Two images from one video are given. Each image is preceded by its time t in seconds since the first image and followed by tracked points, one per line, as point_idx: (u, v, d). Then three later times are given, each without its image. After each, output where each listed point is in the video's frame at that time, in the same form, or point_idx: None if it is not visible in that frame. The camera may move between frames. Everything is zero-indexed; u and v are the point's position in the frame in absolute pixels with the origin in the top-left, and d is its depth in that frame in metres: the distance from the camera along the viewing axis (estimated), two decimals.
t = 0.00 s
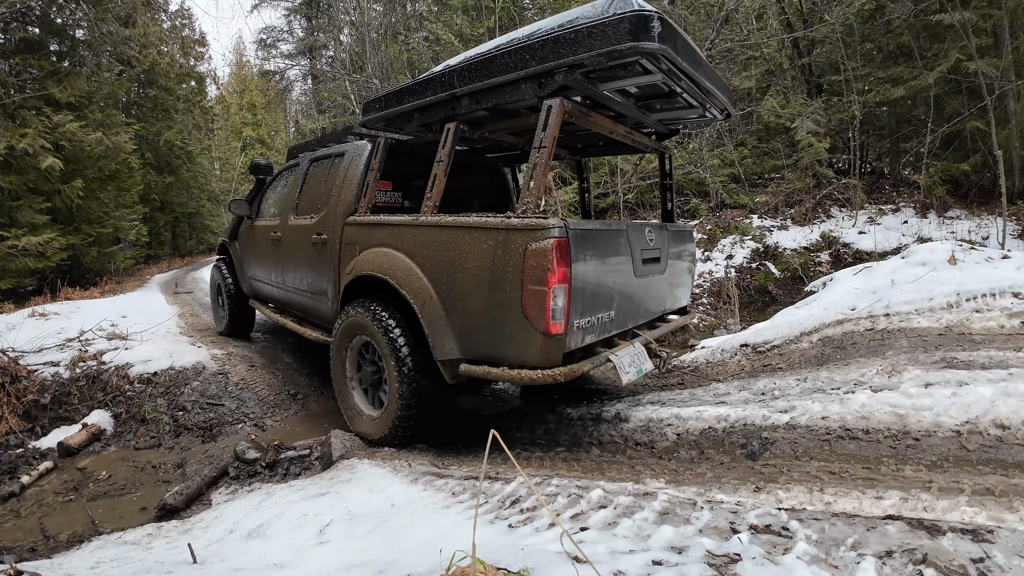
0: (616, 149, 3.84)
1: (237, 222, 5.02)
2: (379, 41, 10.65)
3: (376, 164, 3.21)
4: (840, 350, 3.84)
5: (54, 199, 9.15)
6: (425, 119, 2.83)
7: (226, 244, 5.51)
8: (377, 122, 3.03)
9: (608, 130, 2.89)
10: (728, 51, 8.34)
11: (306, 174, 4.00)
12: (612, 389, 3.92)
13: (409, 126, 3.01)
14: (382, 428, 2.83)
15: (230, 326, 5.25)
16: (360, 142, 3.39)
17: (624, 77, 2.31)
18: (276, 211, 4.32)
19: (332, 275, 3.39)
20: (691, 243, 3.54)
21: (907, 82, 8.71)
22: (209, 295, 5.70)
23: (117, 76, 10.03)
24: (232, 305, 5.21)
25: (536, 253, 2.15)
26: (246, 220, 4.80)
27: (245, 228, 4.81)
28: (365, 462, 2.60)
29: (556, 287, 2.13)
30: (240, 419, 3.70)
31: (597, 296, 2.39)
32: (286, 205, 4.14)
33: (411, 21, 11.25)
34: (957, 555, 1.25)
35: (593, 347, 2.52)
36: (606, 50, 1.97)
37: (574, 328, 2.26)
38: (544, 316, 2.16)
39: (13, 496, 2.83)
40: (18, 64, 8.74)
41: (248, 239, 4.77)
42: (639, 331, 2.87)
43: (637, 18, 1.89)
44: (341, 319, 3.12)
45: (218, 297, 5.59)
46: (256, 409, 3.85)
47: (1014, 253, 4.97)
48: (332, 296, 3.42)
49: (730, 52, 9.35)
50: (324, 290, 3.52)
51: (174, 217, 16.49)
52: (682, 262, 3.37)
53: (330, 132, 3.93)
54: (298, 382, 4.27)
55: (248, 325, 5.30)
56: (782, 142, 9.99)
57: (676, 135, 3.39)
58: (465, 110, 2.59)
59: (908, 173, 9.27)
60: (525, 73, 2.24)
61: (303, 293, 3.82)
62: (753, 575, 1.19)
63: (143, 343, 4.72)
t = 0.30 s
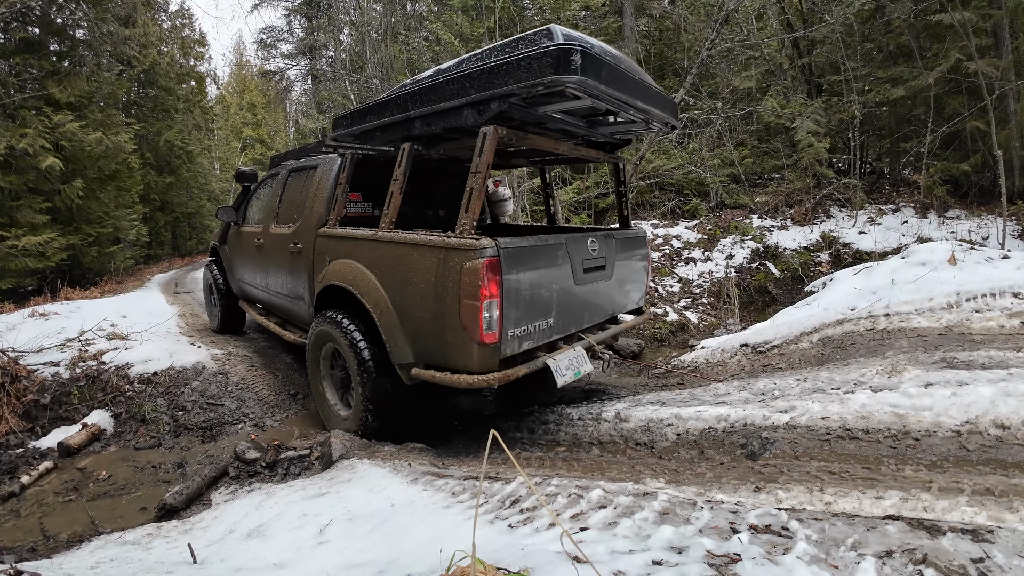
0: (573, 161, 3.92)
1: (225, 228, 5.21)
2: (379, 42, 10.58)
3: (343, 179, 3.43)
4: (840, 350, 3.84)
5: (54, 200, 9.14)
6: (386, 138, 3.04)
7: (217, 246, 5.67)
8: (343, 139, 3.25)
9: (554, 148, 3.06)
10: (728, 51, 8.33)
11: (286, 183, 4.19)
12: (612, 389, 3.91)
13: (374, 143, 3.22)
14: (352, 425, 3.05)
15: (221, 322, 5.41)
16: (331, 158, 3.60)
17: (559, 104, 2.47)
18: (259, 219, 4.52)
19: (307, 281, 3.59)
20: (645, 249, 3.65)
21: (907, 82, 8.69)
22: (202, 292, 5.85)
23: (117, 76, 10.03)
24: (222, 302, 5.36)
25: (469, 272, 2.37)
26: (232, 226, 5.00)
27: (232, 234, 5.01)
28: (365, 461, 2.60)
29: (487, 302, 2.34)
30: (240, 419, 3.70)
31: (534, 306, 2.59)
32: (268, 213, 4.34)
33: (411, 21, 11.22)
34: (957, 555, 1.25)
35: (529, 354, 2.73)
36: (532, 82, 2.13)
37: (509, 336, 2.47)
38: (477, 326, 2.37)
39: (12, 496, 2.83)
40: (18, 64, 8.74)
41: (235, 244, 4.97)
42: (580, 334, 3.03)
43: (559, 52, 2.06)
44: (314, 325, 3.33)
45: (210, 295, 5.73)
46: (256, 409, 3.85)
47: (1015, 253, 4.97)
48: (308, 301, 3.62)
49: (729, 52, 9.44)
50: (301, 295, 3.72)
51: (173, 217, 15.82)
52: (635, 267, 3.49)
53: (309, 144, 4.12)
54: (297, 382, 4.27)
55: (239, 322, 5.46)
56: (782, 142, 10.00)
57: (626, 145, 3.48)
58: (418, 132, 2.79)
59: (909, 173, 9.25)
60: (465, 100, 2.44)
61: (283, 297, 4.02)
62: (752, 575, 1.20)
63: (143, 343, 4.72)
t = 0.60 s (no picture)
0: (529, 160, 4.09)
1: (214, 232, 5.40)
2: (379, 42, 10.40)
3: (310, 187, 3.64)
4: (840, 350, 3.84)
5: (54, 199, 9.13)
6: (340, 146, 3.32)
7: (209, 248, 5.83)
8: (305, 148, 3.50)
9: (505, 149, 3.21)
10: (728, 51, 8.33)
11: (265, 190, 4.39)
12: (610, 390, 3.91)
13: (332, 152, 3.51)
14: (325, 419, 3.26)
15: (215, 319, 5.58)
16: (297, 166, 3.88)
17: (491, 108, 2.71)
18: (242, 223, 4.71)
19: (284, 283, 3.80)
20: (602, 240, 3.82)
21: (907, 82, 8.69)
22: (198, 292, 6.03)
23: (117, 76, 10.03)
24: (214, 301, 5.54)
25: (405, 272, 2.58)
26: (219, 230, 5.19)
27: (219, 238, 5.20)
28: (366, 462, 2.59)
29: (423, 298, 2.56)
30: (240, 419, 3.70)
31: (473, 300, 2.80)
32: (250, 218, 4.55)
33: (412, 21, 11.19)
34: (957, 555, 1.25)
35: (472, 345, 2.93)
36: (454, 90, 2.39)
37: (447, 330, 2.69)
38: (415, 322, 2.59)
39: (12, 496, 2.84)
40: (18, 64, 8.75)
41: (222, 246, 5.17)
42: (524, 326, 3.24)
43: (475, 63, 2.30)
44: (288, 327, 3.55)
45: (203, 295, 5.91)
46: (256, 408, 3.85)
47: (1015, 253, 4.97)
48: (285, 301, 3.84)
49: (730, 52, 9.47)
50: (280, 296, 3.92)
51: (173, 217, 15.72)
52: (591, 258, 3.66)
53: (285, 152, 4.32)
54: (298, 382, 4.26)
55: (232, 320, 5.60)
56: (782, 142, 10.00)
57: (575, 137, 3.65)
58: (366, 138, 3.05)
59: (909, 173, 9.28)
60: (400, 109, 2.69)
61: (266, 297, 4.23)
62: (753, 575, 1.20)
63: (143, 343, 4.72)
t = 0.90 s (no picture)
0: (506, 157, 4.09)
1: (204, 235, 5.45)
2: (379, 42, 10.49)
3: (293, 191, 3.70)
4: (840, 350, 3.84)
5: (54, 199, 9.13)
6: (317, 149, 3.50)
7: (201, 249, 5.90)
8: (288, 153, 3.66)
9: (470, 147, 3.40)
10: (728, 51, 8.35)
11: (250, 192, 4.44)
12: (609, 389, 3.92)
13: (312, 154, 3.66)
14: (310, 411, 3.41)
15: (211, 319, 5.68)
16: (279, 169, 3.97)
17: (453, 113, 2.89)
18: (230, 225, 4.78)
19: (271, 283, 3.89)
20: (574, 235, 3.90)
21: (907, 82, 8.69)
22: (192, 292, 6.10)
23: (117, 76, 10.03)
24: (209, 301, 5.63)
25: (374, 269, 2.69)
26: (208, 232, 5.24)
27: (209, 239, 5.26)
28: (366, 462, 2.59)
29: (391, 295, 2.67)
30: (240, 419, 3.69)
31: (444, 294, 2.90)
32: (237, 220, 4.61)
33: (411, 21, 11.15)
34: (957, 555, 1.25)
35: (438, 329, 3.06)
36: (416, 97, 2.59)
37: (419, 323, 2.80)
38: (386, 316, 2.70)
39: (12, 496, 2.84)
40: (18, 64, 8.76)
41: (212, 247, 5.23)
42: (499, 316, 3.33)
43: (432, 73, 2.50)
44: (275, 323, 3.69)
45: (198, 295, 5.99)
46: (256, 409, 3.84)
47: (1015, 253, 4.96)
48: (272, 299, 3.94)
49: (730, 52, 9.48)
50: (268, 295, 4.02)
51: (173, 217, 15.77)
52: (562, 251, 3.74)
53: (269, 155, 4.37)
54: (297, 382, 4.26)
55: (226, 319, 5.70)
56: (782, 142, 10.00)
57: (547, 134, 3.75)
58: (341, 143, 3.26)
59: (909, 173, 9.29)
60: (369, 115, 2.91)
61: (256, 296, 4.32)
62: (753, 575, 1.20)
63: (143, 343, 4.72)
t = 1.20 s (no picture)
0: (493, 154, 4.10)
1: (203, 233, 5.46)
2: (379, 42, 10.47)
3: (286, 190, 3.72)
4: (840, 350, 3.84)
5: (54, 199, 9.12)
6: (309, 148, 3.52)
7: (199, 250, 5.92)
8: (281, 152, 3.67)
9: (456, 145, 3.48)
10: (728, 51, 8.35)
11: (247, 191, 4.45)
12: (609, 389, 3.92)
13: (305, 154, 3.67)
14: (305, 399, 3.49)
15: (210, 317, 5.71)
16: (274, 167, 3.98)
17: (440, 110, 2.91)
18: (228, 222, 4.78)
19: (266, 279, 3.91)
20: (562, 231, 3.89)
21: (907, 82, 8.69)
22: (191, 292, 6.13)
23: (117, 76, 10.04)
24: (207, 300, 5.66)
25: (362, 260, 2.74)
26: (206, 231, 5.24)
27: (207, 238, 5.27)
28: (366, 462, 2.60)
29: (379, 284, 2.72)
30: (240, 419, 3.70)
31: (430, 286, 2.95)
32: (234, 218, 4.61)
33: (411, 21, 11.10)
34: (957, 555, 1.25)
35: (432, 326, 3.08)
36: (401, 94, 2.61)
37: (406, 312, 2.85)
38: (374, 305, 2.75)
39: (13, 496, 2.84)
40: (18, 65, 8.76)
41: (210, 245, 5.24)
42: (489, 309, 3.36)
43: (416, 69, 2.52)
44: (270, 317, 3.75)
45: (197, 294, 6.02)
46: (256, 408, 3.84)
47: (1015, 252, 4.96)
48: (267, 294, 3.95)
49: (730, 52, 9.48)
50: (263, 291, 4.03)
51: (173, 217, 15.74)
52: (550, 245, 3.75)
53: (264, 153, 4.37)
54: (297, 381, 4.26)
55: (224, 317, 5.72)
56: (782, 142, 10.01)
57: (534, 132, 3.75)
58: (332, 141, 3.28)
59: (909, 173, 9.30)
60: (358, 113, 2.94)
61: (252, 292, 4.32)
62: (753, 575, 1.20)
63: (143, 343, 4.72)
